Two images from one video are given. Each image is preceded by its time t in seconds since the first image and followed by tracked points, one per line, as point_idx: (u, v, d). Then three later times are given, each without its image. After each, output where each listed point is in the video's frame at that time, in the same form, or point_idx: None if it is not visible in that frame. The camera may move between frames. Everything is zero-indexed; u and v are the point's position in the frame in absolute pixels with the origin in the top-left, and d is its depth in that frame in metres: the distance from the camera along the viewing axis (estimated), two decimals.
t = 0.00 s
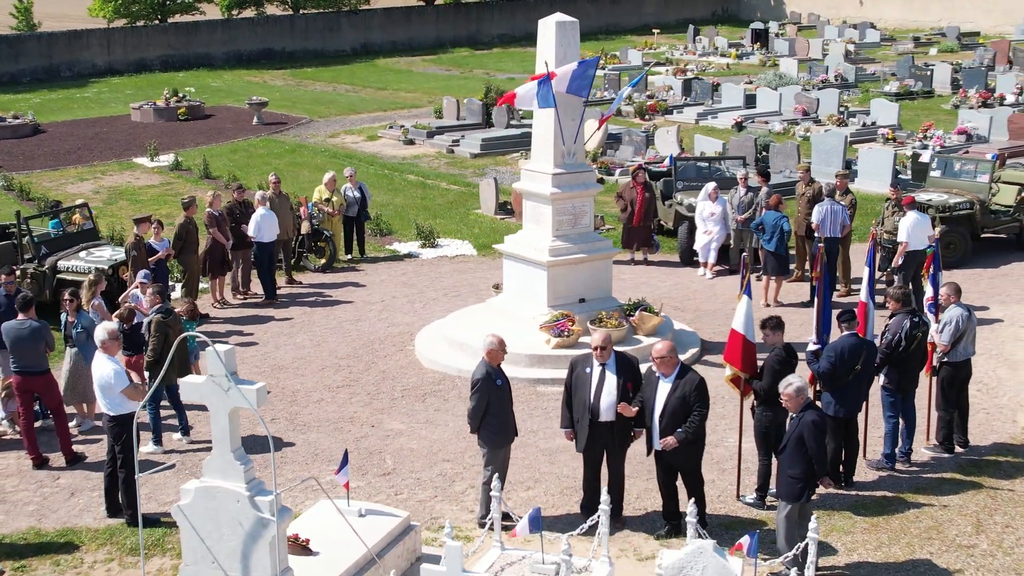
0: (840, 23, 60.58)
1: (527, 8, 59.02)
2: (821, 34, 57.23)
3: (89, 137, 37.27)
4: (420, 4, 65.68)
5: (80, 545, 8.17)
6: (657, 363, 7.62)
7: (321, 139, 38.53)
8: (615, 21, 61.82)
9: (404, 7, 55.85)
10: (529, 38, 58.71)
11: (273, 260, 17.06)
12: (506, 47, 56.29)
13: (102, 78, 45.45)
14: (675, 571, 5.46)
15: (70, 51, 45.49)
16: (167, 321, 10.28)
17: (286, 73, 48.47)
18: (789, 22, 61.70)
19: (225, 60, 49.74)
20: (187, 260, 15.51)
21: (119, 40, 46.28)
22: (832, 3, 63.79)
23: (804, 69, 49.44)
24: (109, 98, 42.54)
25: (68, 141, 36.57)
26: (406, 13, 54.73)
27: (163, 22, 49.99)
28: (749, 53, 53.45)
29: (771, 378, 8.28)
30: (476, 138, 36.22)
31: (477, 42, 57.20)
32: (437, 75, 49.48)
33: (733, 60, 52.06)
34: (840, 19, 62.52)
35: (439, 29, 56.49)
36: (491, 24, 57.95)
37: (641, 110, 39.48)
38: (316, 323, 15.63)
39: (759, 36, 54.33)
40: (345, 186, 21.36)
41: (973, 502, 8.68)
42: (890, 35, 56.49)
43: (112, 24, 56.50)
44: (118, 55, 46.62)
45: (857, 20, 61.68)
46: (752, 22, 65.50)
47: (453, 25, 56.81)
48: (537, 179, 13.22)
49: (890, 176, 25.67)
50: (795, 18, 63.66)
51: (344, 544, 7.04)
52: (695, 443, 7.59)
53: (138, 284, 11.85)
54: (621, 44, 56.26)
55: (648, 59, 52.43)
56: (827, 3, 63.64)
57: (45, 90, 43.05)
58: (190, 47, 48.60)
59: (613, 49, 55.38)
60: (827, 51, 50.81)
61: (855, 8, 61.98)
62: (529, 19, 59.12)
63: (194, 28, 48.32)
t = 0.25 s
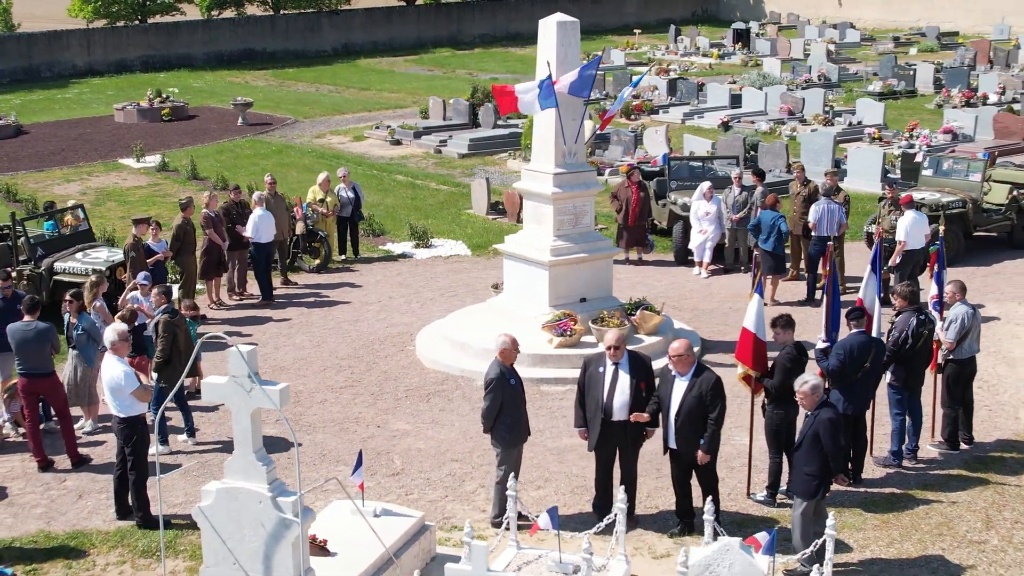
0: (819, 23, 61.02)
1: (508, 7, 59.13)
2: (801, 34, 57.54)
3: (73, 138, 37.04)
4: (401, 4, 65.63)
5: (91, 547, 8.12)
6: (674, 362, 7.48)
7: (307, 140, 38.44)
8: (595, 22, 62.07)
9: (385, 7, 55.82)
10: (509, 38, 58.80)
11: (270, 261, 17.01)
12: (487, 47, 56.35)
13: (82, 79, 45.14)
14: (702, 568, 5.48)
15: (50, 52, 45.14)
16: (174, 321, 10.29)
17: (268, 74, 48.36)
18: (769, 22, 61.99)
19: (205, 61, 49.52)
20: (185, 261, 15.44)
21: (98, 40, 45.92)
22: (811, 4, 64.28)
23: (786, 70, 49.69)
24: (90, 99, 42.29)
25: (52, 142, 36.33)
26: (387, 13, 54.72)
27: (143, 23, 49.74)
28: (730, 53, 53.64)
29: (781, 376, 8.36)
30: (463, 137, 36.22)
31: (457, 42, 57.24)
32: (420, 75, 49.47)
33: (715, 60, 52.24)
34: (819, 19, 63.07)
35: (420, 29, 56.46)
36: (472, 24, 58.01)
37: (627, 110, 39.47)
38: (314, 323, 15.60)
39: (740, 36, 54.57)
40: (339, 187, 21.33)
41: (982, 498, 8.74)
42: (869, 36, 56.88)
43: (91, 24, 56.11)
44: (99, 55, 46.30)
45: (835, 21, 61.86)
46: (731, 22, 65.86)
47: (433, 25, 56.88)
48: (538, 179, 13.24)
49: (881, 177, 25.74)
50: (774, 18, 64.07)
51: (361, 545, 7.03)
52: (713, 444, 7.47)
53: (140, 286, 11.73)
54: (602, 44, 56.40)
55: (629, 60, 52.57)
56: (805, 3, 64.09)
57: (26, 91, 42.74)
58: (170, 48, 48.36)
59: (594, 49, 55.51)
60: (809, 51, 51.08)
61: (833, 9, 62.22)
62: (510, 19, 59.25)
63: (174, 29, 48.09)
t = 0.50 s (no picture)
0: (802, 23, 61.41)
1: (491, 7, 59.17)
2: (785, 34, 57.79)
3: (59, 139, 36.85)
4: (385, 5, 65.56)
5: (100, 550, 8.08)
6: (688, 362, 7.34)
7: (295, 140, 38.35)
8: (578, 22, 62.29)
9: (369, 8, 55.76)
10: (494, 39, 58.85)
11: (267, 262, 16.96)
12: (471, 47, 56.38)
13: (65, 79, 44.90)
14: (724, 566, 5.51)
15: (33, 53, 44.87)
16: (177, 323, 10.18)
17: (252, 74, 48.24)
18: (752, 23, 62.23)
19: (189, 62, 49.33)
20: (183, 262, 15.39)
21: (81, 40, 45.61)
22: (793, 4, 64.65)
23: (772, 70, 49.91)
24: (75, 100, 42.08)
25: (38, 143, 36.14)
26: (371, 13, 54.67)
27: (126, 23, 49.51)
28: (715, 53, 53.74)
29: (790, 375, 8.39)
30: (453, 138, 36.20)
31: (442, 42, 57.25)
32: (404, 75, 49.44)
33: (700, 60, 52.39)
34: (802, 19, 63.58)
35: (404, 29, 56.39)
36: (456, 24, 58.01)
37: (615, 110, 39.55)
38: (313, 324, 15.58)
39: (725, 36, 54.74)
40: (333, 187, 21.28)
41: (988, 495, 8.80)
42: (852, 36, 57.20)
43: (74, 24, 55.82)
44: (81, 56, 46.04)
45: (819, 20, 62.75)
46: (713, 22, 66.16)
47: (417, 25, 56.71)
48: (539, 179, 13.25)
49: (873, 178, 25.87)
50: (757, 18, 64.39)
51: (376, 545, 7.01)
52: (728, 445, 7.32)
53: (140, 290, 11.64)
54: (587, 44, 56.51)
55: (614, 60, 52.67)
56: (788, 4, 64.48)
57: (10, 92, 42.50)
58: (153, 48, 48.15)
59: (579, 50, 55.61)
60: (793, 51, 51.29)
61: (816, 8, 63.15)
62: (494, 19, 59.31)
63: (157, 29, 47.88)
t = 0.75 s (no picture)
0: (782, 23, 61.81)
1: (471, 8, 59.23)
2: (765, 34, 58.07)
3: (43, 140, 36.62)
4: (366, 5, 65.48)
5: (110, 553, 8.04)
6: (704, 361, 7.35)
7: (281, 141, 38.25)
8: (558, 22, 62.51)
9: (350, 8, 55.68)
10: (475, 39, 58.90)
11: (263, 263, 16.93)
12: (451, 48, 56.41)
13: (45, 80, 44.61)
14: (748, 564, 5.53)
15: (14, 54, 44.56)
16: (179, 326, 10.09)
17: (232, 75, 48.11)
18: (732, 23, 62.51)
19: (169, 62, 49.10)
20: (179, 263, 15.36)
21: (60, 41, 45.31)
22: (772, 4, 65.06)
23: (754, 70, 50.12)
24: (57, 101, 41.83)
25: (22, 145, 35.91)
26: (352, 13, 54.60)
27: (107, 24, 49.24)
28: (697, 53, 53.88)
29: (799, 374, 8.41)
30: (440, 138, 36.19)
31: (423, 42, 57.25)
32: (386, 75, 49.38)
33: (681, 60, 52.57)
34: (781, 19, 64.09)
35: (385, 29, 56.34)
36: (436, 25, 58.03)
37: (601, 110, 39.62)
38: (310, 325, 15.54)
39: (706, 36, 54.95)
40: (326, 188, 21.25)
41: (995, 491, 8.86)
42: (832, 36, 57.53)
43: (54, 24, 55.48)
44: (61, 56, 45.73)
45: (798, 21, 63.30)
46: (692, 23, 66.45)
47: (398, 25, 56.56)
48: (539, 179, 13.26)
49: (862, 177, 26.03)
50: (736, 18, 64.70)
51: (392, 546, 7.00)
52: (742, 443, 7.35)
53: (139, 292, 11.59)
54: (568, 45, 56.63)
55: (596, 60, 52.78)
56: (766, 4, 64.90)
57: None
58: (133, 49, 47.88)
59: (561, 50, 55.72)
60: (774, 51, 51.52)
61: (795, 8, 63.76)
62: (474, 19, 59.37)
63: (137, 29, 47.61)
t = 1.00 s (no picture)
0: (764, 23, 62.13)
1: (453, 8, 59.25)
2: (747, 35, 58.31)
3: (28, 141, 36.41)
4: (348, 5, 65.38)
5: (118, 556, 8.00)
6: (717, 360, 7.41)
7: (267, 141, 38.15)
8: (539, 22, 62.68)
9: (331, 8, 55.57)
10: (457, 40, 58.93)
11: (258, 264, 16.89)
12: (434, 48, 56.40)
13: (27, 81, 44.32)
14: (769, 562, 5.56)
15: None
16: (179, 329, 10.07)
17: (215, 75, 47.96)
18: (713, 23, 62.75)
19: (151, 62, 48.87)
20: (175, 264, 15.32)
21: (41, 41, 45.00)
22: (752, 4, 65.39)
23: (737, 69, 50.30)
24: (41, 102, 41.59)
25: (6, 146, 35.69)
26: (334, 13, 54.51)
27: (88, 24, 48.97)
28: (679, 53, 54.00)
29: (806, 373, 8.44)
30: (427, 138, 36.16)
31: (405, 43, 57.23)
32: (369, 76, 49.30)
33: (664, 60, 52.71)
34: (763, 19, 64.44)
35: (367, 29, 56.25)
36: (418, 25, 58.00)
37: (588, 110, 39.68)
38: (306, 326, 15.50)
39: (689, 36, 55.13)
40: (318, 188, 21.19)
41: (999, 488, 8.92)
42: (814, 35, 57.80)
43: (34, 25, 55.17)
44: (41, 57, 45.43)
45: (779, 20, 63.67)
46: (674, 23, 66.66)
47: (380, 25, 56.49)
48: (538, 179, 13.30)
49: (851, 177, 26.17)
50: (718, 19, 64.94)
51: (405, 547, 6.99)
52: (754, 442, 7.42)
53: (139, 292, 11.57)
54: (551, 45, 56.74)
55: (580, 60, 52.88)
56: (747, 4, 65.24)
57: None
58: (114, 49, 47.62)
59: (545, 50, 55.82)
60: (757, 52, 51.74)
61: (776, 8, 64.14)
62: (456, 20, 59.37)
63: (119, 29, 47.35)
